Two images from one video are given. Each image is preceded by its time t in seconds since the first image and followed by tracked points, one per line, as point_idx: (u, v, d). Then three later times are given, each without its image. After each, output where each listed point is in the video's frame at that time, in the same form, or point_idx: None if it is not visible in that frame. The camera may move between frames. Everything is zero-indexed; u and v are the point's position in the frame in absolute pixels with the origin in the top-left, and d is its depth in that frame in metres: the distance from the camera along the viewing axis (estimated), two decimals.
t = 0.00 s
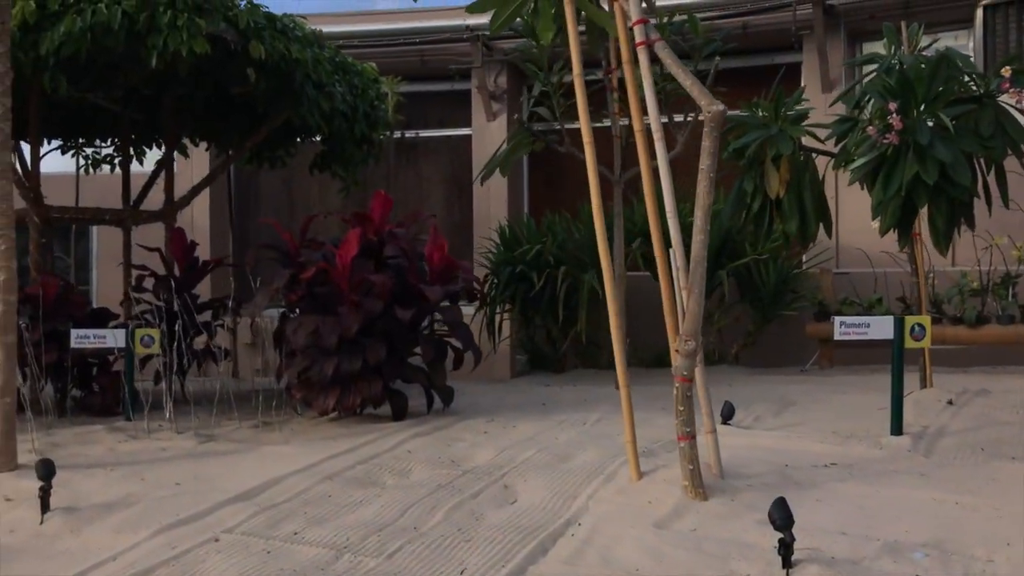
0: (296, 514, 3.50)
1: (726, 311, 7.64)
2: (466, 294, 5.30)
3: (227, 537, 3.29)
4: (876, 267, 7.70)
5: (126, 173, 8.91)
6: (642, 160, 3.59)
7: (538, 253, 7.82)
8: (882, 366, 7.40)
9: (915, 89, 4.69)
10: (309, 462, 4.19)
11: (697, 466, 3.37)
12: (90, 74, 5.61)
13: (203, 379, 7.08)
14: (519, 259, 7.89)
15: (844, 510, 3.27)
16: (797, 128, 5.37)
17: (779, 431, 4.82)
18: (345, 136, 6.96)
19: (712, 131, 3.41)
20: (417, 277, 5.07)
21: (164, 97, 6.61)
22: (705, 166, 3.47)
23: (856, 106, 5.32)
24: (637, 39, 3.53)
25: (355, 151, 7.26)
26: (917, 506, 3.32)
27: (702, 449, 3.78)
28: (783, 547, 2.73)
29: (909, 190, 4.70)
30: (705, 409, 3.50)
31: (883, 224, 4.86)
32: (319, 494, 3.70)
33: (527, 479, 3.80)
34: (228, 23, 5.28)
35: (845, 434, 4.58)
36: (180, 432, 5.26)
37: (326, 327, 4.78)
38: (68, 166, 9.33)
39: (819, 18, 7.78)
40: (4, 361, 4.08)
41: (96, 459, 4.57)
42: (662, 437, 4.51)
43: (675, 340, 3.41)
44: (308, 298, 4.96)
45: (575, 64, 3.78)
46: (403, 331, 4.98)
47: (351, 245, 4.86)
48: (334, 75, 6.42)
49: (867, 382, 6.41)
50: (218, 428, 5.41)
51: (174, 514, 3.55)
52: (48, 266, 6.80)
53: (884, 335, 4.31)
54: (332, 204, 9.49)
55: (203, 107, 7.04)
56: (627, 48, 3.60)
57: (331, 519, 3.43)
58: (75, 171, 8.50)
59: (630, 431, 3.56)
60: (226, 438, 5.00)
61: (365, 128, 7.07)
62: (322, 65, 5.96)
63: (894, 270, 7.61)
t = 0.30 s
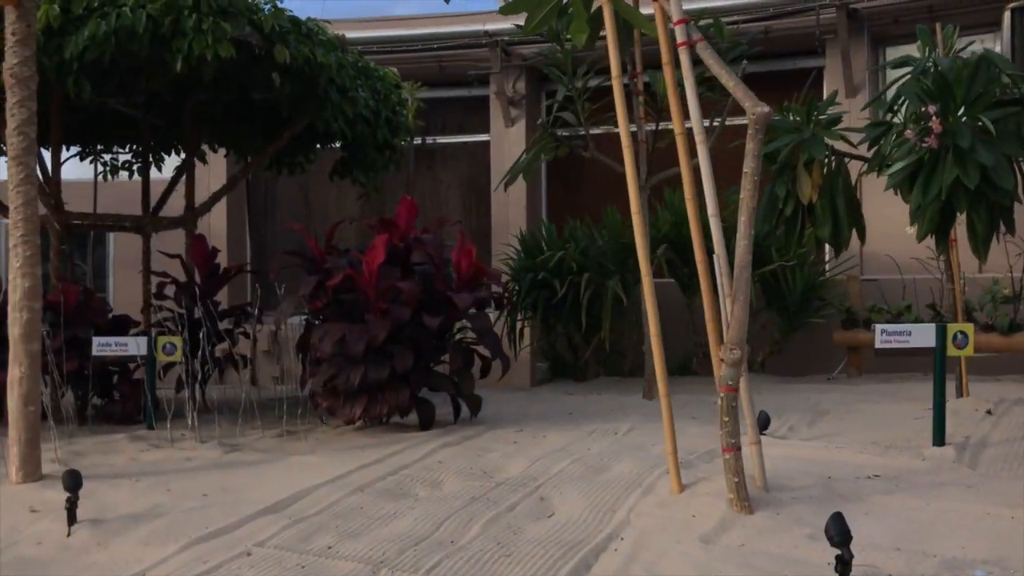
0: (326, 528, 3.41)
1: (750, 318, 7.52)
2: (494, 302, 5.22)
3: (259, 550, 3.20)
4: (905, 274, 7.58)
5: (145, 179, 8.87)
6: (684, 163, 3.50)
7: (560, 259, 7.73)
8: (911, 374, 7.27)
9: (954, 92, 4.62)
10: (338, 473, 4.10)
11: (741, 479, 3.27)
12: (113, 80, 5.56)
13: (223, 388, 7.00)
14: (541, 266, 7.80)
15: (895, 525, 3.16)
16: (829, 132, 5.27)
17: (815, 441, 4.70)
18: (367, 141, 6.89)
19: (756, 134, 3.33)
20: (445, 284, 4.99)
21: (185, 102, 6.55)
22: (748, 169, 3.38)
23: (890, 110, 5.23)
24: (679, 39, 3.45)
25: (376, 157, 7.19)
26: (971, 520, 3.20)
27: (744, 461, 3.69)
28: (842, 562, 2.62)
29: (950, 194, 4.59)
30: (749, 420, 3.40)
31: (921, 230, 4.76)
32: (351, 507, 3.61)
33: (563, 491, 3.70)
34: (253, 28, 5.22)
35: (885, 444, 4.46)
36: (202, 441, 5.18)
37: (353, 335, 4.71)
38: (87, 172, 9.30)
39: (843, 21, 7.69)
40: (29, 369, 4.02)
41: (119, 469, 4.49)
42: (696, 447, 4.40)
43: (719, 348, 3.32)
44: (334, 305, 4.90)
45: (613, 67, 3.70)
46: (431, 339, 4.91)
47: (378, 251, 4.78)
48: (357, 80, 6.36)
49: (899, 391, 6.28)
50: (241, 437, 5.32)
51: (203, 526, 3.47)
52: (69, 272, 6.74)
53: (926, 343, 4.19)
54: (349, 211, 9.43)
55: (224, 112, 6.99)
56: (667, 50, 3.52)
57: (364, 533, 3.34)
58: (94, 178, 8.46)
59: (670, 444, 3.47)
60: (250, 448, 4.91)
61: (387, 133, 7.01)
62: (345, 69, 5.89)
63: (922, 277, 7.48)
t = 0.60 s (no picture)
0: (363, 540, 3.32)
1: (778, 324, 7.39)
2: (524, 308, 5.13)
3: (295, 563, 3.11)
4: (936, 280, 7.46)
5: (164, 184, 8.82)
6: (729, 166, 3.41)
7: (585, 265, 7.63)
8: (942, 381, 7.15)
9: (998, 94, 4.52)
10: (371, 483, 4.01)
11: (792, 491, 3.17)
12: (138, 82, 5.50)
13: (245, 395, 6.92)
14: (566, 271, 7.71)
15: (954, 540, 3.05)
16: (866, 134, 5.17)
17: (855, 451, 4.59)
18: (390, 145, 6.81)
19: (805, 134, 3.23)
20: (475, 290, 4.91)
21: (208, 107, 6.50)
22: (797, 172, 3.29)
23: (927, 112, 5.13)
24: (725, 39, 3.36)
25: (398, 162, 7.11)
26: None
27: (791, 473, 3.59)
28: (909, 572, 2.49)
29: (994, 198, 4.49)
30: (798, 430, 3.30)
31: (963, 234, 4.65)
32: (386, 518, 3.53)
33: (604, 502, 3.60)
34: (279, 30, 5.16)
35: (929, 454, 4.35)
36: (227, 449, 5.10)
37: (383, 341, 4.62)
38: (107, 177, 9.26)
39: (870, 24, 7.59)
40: (57, 376, 3.94)
41: (146, 477, 4.41)
42: (735, 457, 4.30)
43: (769, 356, 3.22)
44: (363, 311, 4.83)
45: (654, 67, 3.61)
46: (461, 345, 4.82)
47: (408, 256, 4.71)
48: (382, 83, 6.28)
49: (933, 399, 6.15)
50: (266, 444, 5.24)
51: (237, 538, 3.38)
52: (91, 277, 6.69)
53: (973, 350, 4.08)
54: (369, 216, 9.35)
55: (246, 117, 6.93)
56: (712, 49, 3.43)
57: (403, 546, 3.25)
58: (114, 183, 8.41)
59: (716, 455, 3.37)
60: (277, 456, 4.82)
61: (411, 138, 6.94)
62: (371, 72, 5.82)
63: (954, 282, 7.36)
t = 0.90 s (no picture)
0: (407, 549, 3.23)
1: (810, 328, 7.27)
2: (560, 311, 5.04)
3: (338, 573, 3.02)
4: (972, 282, 7.32)
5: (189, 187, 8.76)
6: (782, 165, 3.30)
7: (614, 267, 7.53)
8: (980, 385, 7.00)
9: None
10: (409, 490, 3.92)
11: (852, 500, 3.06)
12: (167, 82, 5.44)
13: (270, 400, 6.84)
14: (595, 274, 7.61)
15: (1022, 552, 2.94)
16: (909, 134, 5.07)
17: (901, 458, 4.46)
18: (418, 146, 6.74)
19: (863, 130, 3.12)
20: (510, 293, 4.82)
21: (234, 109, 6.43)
22: (854, 170, 3.18)
23: (971, 111, 5.02)
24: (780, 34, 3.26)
25: (425, 163, 7.03)
26: None
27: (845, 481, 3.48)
28: None
29: None
30: (854, 437, 3.20)
31: (1012, 235, 4.53)
32: (428, 527, 3.43)
33: (652, 511, 3.50)
34: (311, 29, 5.08)
35: (980, 461, 4.23)
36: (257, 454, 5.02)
37: (418, 345, 4.54)
38: (130, 180, 9.21)
39: (901, 23, 7.46)
40: (90, 381, 3.87)
41: (179, 483, 4.33)
42: (779, 464, 4.19)
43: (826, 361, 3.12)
44: (397, 314, 4.75)
45: (703, 64, 3.51)
46: (496, 349, 4.74)
47: (442, 258, 4.62)
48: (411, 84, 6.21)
49: (974, 405, 6.01)
50: (297, 450, 5.15)
51: (276, 546, 3.30)
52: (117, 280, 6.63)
53: None
54: (392, 219, 9.28)
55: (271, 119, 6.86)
56: (764, 45, 3.33)
57: (448, 556, 3.16)
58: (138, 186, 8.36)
59: (770, 462, 3.27)
60: (310, 462, 4.74)
61: (439, 139, 6.86)
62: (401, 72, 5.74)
63: (992, 285, 7.23)
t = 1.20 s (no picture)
0: (460, 556, 3.16)
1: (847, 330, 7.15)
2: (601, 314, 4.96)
3: None
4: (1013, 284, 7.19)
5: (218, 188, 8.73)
6: (844, 164, 3.21)
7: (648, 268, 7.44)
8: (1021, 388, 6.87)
9: None
10: (455, 495, 3.85)
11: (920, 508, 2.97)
12: (202, 83, 5.39)
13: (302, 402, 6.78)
14: (628, 275, 7.52)
15: None
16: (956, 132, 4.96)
17: (953, 463, 4.36)
18: (450, 147, 6.67)
19: (930, 125, 3.03)
20: (552, 294, 4.74)
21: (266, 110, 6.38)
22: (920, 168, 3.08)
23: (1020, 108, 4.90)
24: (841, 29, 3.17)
25: (456, 163, 6.96)
26: None
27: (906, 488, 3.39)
28: None
29: None
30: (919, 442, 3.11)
31: None
32: (479, 533, 3.36)
33: (708, 518, 3.42)
34: (348, 28, 5.02)
35: None
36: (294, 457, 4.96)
37: (460, 347, 4.47)
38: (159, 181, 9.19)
39: (937, 21, 7.34)
40: (132, 384, 3.82)
41: (219, 487, 4.28)
42: (830, 470, 4.09)
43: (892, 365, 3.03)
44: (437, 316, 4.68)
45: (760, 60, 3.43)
46: (538, 352, 4.66)
47: (484, 259, 4.55)
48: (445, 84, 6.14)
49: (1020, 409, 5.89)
50: (335, 453, 5.09)
51: (326, 553, 3.24)
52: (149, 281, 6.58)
53: None
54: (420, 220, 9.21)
55: (302, 120, 6.81)
56: (825, 40, 3.24)
57: (502, 563, 3.08)
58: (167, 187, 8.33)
59: (832, 467, 3.19)
60: (349, 465, 4.67)
61: (471, 139, 6.79)
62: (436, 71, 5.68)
63: None
